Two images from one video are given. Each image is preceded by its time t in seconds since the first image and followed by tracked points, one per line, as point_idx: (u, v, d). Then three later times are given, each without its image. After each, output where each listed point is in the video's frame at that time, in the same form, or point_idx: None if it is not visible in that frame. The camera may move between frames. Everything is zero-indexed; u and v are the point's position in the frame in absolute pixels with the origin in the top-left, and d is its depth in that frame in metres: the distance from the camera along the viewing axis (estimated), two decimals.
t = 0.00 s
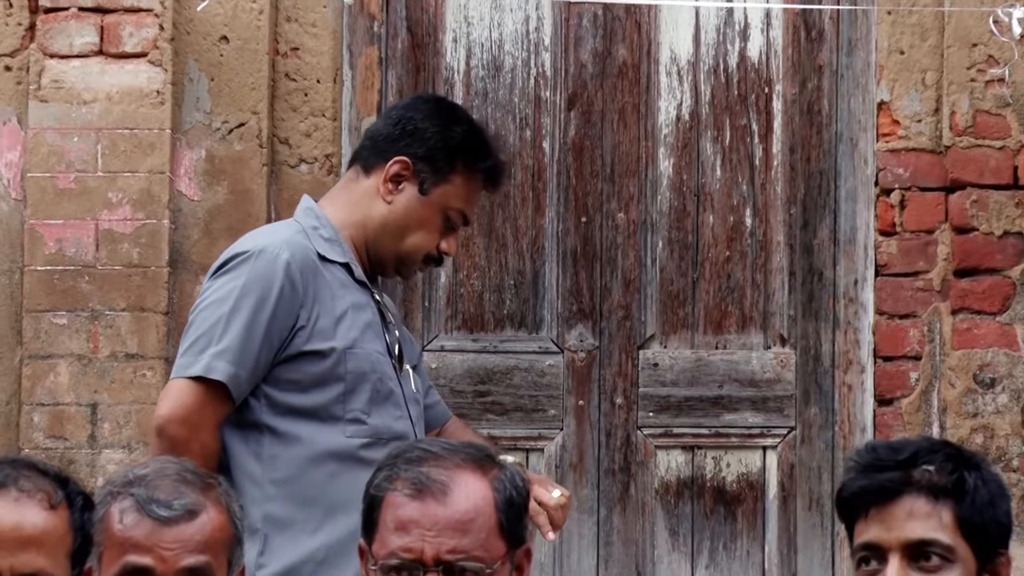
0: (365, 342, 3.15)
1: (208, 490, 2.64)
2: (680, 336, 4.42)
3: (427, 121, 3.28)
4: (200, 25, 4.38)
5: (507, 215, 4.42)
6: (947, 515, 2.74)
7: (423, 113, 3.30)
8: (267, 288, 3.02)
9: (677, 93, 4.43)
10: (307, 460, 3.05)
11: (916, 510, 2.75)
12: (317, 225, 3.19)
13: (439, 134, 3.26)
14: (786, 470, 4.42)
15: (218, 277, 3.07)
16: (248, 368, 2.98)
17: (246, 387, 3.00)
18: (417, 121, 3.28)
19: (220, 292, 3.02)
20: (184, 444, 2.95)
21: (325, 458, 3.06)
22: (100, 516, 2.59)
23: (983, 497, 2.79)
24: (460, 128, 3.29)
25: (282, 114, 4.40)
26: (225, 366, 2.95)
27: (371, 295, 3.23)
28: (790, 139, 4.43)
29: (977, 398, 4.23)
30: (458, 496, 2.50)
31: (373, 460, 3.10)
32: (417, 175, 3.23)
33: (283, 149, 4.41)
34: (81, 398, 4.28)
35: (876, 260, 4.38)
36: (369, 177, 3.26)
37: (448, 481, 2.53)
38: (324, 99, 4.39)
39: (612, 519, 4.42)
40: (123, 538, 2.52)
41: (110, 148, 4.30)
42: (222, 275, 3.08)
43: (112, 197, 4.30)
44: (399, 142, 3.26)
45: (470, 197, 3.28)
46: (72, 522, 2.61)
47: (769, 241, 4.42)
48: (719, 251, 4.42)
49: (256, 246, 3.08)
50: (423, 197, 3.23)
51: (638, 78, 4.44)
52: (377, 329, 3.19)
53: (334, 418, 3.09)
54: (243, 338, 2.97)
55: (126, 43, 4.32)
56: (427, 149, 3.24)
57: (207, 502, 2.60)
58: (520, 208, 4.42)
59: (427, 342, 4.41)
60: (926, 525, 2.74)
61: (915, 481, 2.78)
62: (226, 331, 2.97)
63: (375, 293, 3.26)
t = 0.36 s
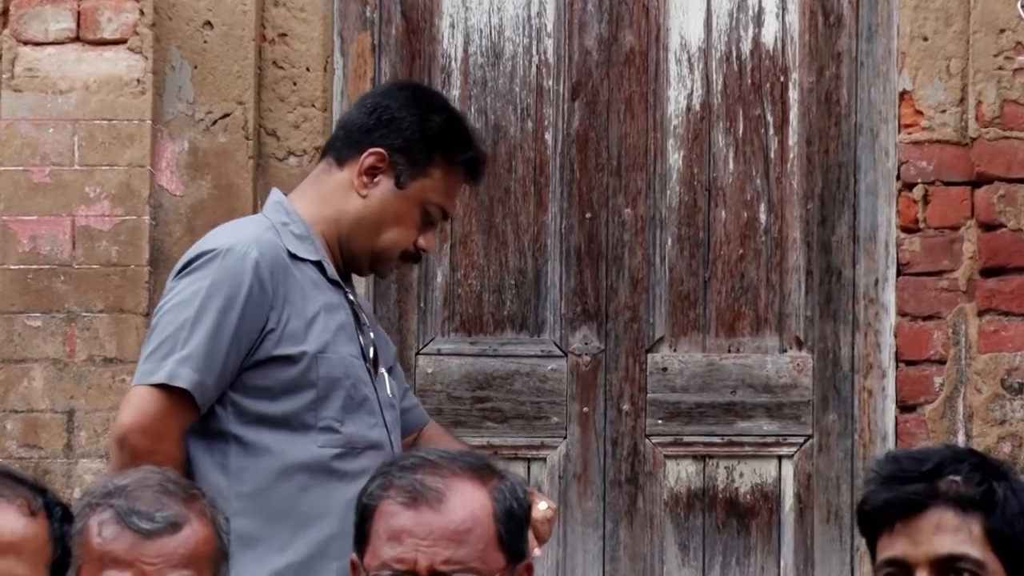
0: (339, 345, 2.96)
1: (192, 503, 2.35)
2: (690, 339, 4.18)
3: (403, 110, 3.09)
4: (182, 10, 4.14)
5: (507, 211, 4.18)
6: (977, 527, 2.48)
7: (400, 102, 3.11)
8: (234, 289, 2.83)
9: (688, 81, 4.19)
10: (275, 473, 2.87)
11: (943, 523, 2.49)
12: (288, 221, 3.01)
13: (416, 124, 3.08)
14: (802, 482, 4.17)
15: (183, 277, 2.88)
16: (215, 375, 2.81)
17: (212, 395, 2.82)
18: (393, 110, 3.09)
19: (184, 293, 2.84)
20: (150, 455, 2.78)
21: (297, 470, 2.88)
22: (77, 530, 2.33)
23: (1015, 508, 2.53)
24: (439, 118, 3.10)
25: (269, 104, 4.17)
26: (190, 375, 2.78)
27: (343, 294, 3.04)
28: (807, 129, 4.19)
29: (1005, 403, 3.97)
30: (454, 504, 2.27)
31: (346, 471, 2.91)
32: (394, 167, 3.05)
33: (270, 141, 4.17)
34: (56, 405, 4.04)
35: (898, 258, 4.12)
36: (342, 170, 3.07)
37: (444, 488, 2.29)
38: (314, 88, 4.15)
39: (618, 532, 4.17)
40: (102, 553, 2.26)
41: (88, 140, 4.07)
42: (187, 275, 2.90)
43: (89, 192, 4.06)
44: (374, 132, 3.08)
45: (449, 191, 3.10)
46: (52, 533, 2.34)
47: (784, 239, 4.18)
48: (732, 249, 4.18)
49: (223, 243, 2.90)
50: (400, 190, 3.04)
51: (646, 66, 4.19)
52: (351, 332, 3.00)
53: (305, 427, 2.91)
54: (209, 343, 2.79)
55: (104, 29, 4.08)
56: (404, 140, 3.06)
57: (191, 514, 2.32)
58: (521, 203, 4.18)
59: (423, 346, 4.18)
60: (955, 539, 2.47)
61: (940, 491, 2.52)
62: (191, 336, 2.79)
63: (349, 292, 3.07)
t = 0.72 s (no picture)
0: (282, 345, 2.73)
1: (175, 515, 2.22)
2: (701, 341, 3.94)
3: (340, 91, 2.85)
4: None
5: (507, 206, 3.94)
6: (1001, 540, 2.32)
7: (337, 81, 2.86)
8: (167, 293, 2.60)
9: (698, 68, 3.95)
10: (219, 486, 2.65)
11: (967, 537, 2.32)
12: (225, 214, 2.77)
13: (355, 106, 2.83)
14: (820, 492, 3.93)
15: (112, 278, 2.65)
16: (147, 385, 2.58)
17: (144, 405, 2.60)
18: (329, 91, 2.84)
19: (112, 296, 2.61)
20: (68, 469, 2.55)
21: (241, 481, 2.67)
22: (52, 544, 2.21)
23: None
24: (379, 98, 2.86)
25: (255, 93, 3.93)
26: (120, 385, 2.55)
27: (285, 288, 2.81)
28: (825, 119, 3.95)
29: None
30: (444, 515, 2.11)
31: (294, 481, 2.70)
32: (331, 153, 2.80)
33: (255, 131, 3.94)
34: (30, 411, 3.80)
35: (922, 256, 3.88)
36: (277, 157, 2.83)
37: (434, 498, 2.13)
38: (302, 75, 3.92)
39: (625, 546, 3.93)
40: (81, 567, 2.14)
41: (63, 131, 3.83)
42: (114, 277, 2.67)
43: (65, 185, 3.82)
44: (309, 116, 2.83)
45: (393, 175, 2.86)
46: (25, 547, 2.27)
47: (800, 235, 3.94)
48: (746, 246, 3.94)
49: (154, 241, 2.66)
50: (340, 177, 2.80)
51: (655, 52, 3.96)
52: (297, 329, 2.78)
53: (247, 435, 2.69)
54: (140, 350, 2.56)
55: (80, 13, 3.85)
56: (343, 123, 2.81)
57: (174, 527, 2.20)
58: (522, 197, 3.94)
59: (418, 349, 3.94)
60: (978, 553, 2.31)
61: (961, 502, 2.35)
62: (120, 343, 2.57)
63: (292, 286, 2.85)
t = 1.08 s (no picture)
0: (202, 351, 2.50)
1: (160, 529, 2.00)
2: (715, 346, 3.71)
3: (259, 74, 2.58)
4: None
5: (510, 203, 3.71)
6: None
7: (256, 61, 2.60)
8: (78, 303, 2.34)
9: (712, 56, 3.73)
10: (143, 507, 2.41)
11: (1003, 555, 2.12)
12: (138, 213, 2.53)
13: (275, 89, 2.57)
14: (841, 506, 3.71)
15: (16, 295, 2.40)
16: (64, 403, 2.31)
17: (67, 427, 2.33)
18: (248, 73, 2.58)
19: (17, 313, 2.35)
20: None
21: (164, 501, 2.44)
22: (28, 563, 1.97)
23: None
24: (302, 78, 2.60)
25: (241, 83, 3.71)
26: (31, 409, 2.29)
27: (207, 287, 2.57)
28: (848, 110, 3.73)
29: None
30: (453, 532, 1.96)
31: (219, 496, 2.49)
32: (252, 141, 2.54)
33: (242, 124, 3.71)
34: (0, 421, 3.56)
35: (949, 255, 3.65)
36: (193, 145, 2.57)
37: (441, 514, 1.98)
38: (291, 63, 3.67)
39: (635, 564, 3.70)
40: None
41: (38, 123, 3.58)
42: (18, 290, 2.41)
43: (38, 180, 3.58)
44: (227, 100, 2.57)
45: (321, 160, 2.60)
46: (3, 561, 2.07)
47: (820, 233, 3.72)
48: (762, 245, 3.71)
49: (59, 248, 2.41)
50: (262, 166, 2.55)
51: (666, 40, 3.73)
52: (220, 330, 2.55)
53: (167, 450, 2.46)
54: (52, 370, 2.30)
55: None
56: (263, 109, 2.55)
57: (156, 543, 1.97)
58: (525, 193, 3.71)
59: (414, 354, 3.72)
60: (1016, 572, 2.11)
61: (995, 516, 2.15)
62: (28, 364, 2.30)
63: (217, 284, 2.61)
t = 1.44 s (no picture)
0: (153, 358, 2.37)
1: (162, 545, 1.78)
2: (747, 350, 3.51)
3: (192, 59, 2.43)
4: None
5: (529, 199, 3.50)
6: None
7: (193, 47, 2.44)
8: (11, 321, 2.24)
9: (742, 43, 3.51)
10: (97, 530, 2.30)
11: None
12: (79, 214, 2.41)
13: (207, 76, 2.41)
14: (882, 519, 3.50)
15: None
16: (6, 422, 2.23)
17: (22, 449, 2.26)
18: (182, 59, 2.42)
19: None
20: None
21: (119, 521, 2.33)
22: None
23: None
24: (239, 64, 2.43)
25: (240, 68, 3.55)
26: None
27: (157, 290, 2.44)
28: (886, 100, 3.52)
29: None
30: (476, 546, 1.82)
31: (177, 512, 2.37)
32: (183, 131, 2.38)
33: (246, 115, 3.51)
34: None
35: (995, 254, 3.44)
36: (130, 137, 2.42)
37: (464, 528, 1.84)
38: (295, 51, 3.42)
39: None
40: None
41: (30, 115, 3.41)
42: None
43: (33, 174, 3.40)
44: (161, 89, 2.42)
45: (262, 151, 2.42)
46: None
47: (856, 230, 3.51)
48: (797, 243, 3.51)
49: None
50: (196, 156, 2.38)
51: (694, 25, 3.52)
52: (174, 335, 2.43)
53: (120, 466, 2.34)
54: None
55: None
56: (195, 96, 2.39)
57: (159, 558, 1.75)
58: (545, 189, 3.50)
59: (429, 359, 3.51)
60: None
61: None
62: None
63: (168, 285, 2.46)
